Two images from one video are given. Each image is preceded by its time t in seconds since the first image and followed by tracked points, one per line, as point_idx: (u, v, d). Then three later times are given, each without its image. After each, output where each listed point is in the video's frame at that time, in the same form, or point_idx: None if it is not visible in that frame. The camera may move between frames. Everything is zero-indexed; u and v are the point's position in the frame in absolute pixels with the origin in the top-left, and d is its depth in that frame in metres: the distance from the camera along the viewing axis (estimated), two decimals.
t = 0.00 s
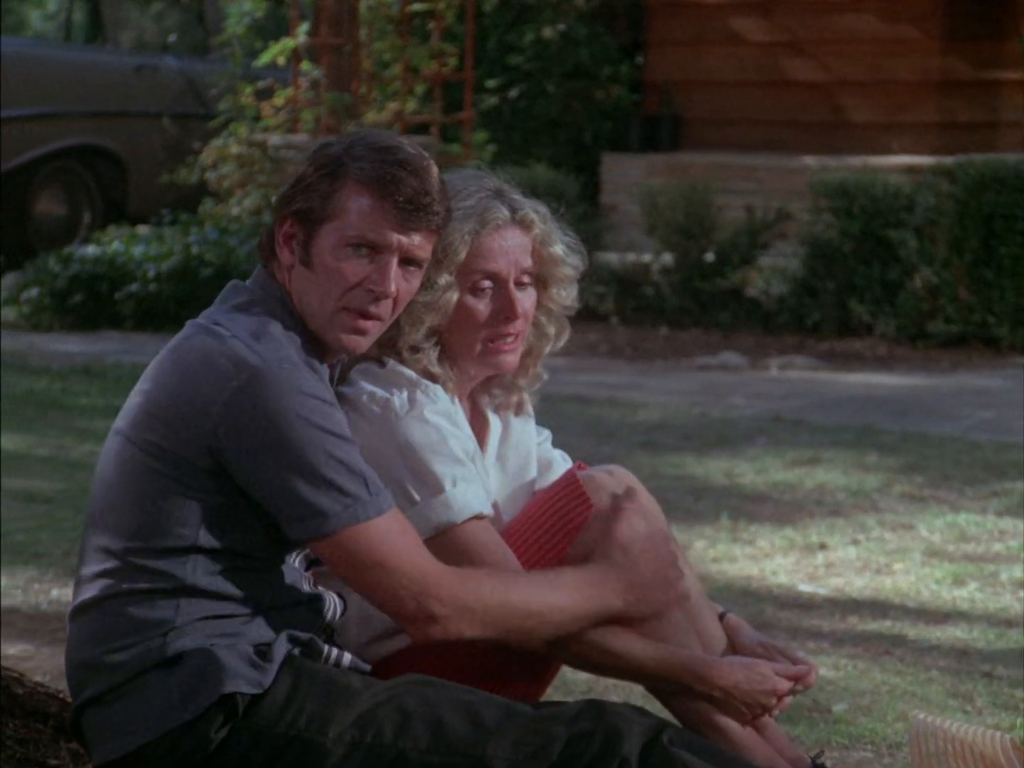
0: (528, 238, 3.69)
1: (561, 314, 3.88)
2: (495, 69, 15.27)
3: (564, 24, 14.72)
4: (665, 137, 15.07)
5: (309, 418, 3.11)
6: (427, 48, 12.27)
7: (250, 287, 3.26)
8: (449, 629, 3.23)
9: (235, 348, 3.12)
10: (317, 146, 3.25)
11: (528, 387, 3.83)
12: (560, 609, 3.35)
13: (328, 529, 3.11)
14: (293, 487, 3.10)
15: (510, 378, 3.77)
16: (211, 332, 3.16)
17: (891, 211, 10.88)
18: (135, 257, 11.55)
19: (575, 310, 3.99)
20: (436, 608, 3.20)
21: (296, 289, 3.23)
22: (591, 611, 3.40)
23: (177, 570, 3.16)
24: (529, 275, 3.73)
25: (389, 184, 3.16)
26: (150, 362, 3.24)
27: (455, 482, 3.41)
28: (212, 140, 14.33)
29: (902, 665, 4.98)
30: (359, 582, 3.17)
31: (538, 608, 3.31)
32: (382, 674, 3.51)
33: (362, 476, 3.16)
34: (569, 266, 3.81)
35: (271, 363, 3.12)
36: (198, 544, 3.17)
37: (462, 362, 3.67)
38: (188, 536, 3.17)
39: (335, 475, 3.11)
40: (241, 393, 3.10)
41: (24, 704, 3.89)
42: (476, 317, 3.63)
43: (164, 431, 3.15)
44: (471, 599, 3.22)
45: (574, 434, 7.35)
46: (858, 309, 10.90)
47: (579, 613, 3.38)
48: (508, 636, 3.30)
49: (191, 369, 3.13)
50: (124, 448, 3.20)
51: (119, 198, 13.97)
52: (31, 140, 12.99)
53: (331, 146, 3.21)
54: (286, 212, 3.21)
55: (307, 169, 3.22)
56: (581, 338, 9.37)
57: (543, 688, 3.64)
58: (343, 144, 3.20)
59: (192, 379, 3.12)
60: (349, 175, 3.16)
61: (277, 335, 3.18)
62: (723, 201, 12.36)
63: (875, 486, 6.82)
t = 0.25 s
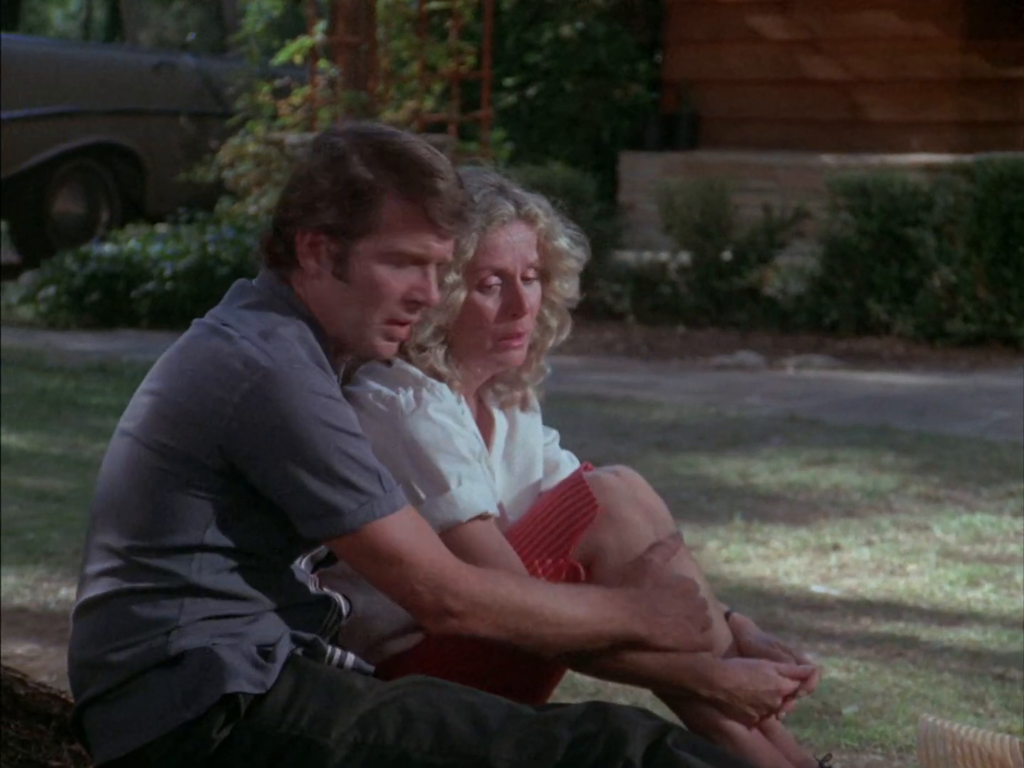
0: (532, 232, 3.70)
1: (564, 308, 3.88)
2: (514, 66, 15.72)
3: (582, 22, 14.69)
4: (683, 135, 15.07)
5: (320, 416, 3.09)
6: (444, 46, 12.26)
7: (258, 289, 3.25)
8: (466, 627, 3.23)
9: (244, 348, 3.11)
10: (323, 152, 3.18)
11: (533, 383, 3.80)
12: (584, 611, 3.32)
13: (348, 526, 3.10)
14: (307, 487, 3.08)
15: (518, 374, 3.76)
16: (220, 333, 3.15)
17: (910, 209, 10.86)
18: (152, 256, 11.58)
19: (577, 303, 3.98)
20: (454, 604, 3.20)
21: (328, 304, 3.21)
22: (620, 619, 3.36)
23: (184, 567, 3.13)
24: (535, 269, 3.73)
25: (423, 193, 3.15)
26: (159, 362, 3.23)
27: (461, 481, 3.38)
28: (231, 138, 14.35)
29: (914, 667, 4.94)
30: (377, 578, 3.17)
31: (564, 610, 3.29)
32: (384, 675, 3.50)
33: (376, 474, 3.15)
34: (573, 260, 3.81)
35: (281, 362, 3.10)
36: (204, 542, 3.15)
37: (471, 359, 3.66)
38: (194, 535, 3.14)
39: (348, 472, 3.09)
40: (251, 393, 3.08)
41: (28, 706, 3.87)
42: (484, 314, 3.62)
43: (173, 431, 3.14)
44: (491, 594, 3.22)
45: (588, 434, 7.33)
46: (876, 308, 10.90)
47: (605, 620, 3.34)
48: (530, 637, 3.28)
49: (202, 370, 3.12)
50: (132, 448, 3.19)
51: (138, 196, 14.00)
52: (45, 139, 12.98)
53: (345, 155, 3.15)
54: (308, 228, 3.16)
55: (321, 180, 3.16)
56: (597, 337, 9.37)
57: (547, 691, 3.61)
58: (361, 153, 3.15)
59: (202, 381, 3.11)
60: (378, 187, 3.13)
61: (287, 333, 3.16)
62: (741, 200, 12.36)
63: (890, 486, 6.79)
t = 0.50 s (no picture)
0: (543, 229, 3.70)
1: (559, 307, 3.84)
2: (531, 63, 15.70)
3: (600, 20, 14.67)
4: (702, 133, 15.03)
5: (310, 422, 3.07)
6: (462, 44, 12.23)
7: (251, 289, 3.23)
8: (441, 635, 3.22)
9: (235, 351, 3.10)
10: (353, 186, 3.11)
11: (533, 382, 3.78)
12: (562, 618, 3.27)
13: (331, 536, 3.07)
14: (299, 494, 3.06)
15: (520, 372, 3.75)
16: (213, 336, 3.14)
17: (928, 208, 10.79)
18: (168, 254, 11.59)
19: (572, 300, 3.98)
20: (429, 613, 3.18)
21: (358, 317, 3.23)
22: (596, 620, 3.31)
23: (179, 570, 3.14)
24: (546, 268, 3.73)
25: (450, 203, 3.20)
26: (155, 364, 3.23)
27: (461, 484, 3.38)
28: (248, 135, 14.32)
29: (927, 669, 4.90)
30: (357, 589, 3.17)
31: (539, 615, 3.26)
32: (387, 677, 3.48)
33: (364, 479, 3.12)
34: (580, 259, 3.82)
35: (271, 366, 3.08)
36: (198, 546, 3.15)
37: (481, 360, 3.64)
38: (188, 539, 3.14)
39: (338, 479, 3.07)
40: (241, 397, 3.07)
41: (30, 707, 3.84)
42: (502, 314, 3.61)
43: (165, 434, 3.13)
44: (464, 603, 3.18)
45: (603, 433, 7.31)
46: (894, 308, 10.81)
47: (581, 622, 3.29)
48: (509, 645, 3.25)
49: (194, 373, 3.11)
50: (127, 450, 3.19)
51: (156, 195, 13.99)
52: (64, 137, 13.05)
53: (382, 188, 3.10)
54: (352, 265, 3.12)
55: (357, 214, 3.11)
56: (613, 338, 9.32)
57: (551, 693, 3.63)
58: (397, 184, 3.11)
59: (195, 382, 3.10)
60: (422, 217, 3.13)
61: (280, 336, 3.14)
62: (759, 199, 12.30)
63: (906, 486, 6.75)
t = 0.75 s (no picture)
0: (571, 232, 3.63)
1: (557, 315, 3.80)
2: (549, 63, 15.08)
3: (618, 18, 14.63)
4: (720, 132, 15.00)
5: (314, 433, 3.03)
6: (479, 43, 12.21)
7: (258, 294, 3.21)
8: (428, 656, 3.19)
9: (240, 356, 3.07)
10: (372, 203, 3.07)
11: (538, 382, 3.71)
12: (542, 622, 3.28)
13: (326, 551, 3.04)
14: (299, 507, 3.03)
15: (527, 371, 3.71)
16: (220, 340, 3.12)
17: (946, 207, 10.74)
18: (183, 253, 11.59)
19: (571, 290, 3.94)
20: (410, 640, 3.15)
21: (370, 327, 3.22)
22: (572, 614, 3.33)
23: (180, 575, 3.13)
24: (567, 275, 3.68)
25: (467, 217, 3.18)
26: (163, 364, 3.21)
27: (465, 488, 3.36)
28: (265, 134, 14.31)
29: (938, 671, 4.87)
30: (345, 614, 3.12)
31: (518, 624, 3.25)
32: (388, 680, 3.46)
33: (363, 495, 3.09)
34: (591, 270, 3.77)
35: (277, 374, 3.05)
36: (199, 551, 3.14)
37: (499, 363, 3.60)
38: (189, 544, 3.13)
39: (338, 494, 3.04)
40: (245, 405, 3.04)
41: (32, 708, 3.81)
42: (530, 320, 3.55)
43: (168, 437, 3.11)
44: (446, 623, 3.17)
45: (616, 433, 7.28)
46: (911, 308, 10.76)
47: (557, 620, 3.30)
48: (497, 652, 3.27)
49: (199, 377, 3.09)
50: (131, 449, 3.17)
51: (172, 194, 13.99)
52: (80, 136, 13.03)
53: (402, 206, 3.07)
54: (368, 282, 3.10)
55: (374, 231, 3.08)
56: (629, 337, 9.30)
57: (557, 695, 3.64)
58: (417, 202, 3.08)
59: (200, 385, 3.08)
60: (440, 234, 3.11)
61: (287, 344, 3.11)
62: (775, 198, 12.26)
63: (920, 488, 6.71)
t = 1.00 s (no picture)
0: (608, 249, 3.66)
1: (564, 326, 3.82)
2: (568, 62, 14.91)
3: (639, 16, 14.60)
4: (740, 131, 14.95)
5: (326, 437, 3.02)
6: (498, 41, 12.18)
7: (272, 295, 3.20)
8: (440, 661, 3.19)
9: (253, 357, 3.06)
10: (387, 201, 3.06)
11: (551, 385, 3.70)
12: (549, 632, 3.26)
13: (335, 554, 3.03)
14: (311, 509, 3.02)
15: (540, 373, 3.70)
16: (233, 340, 3.11)
17: (966, 206, 10.70)
18: (201, 252, 11.59)
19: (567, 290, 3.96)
20: (423, 646, 3.14)
21: (383, 331, 3.19)
22: (583, 622, 3.30)
23: (188, 576, 3.11)
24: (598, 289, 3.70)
25: (487, 228, 3.15)
26: (175, 363, 3.20)
27: (472, 494, 3.34)
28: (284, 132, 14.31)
29: (951, 673, 4.83)
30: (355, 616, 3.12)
31: (527, 631, 3.23)
32: (395, 683, 3.44)
33: (374, 500, 3.07)
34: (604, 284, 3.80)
35: (290, 375, 3.04)
36: (208, 552, 3.12)
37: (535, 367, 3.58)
38: (199, 544, 3.12)
39: (350, 499, 3.03)
40: (258, 405, 3.03)
41: (35, 709, 3.79)
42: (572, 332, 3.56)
43: (179, 437, 3.10)
44: (455, 625, 3.16)
45: (632, 433, 7.26)
46: (930, 307, 10.71)
47: (566, 630, 3.28)
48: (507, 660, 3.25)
49: (213, 376, 3.08)
50: (142, 448, 3.16)
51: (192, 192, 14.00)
52: (97, 136, 13.03)
53: (417, 207, 3.05)
54: (380, 282, 3.08)
55: (388, 230, 3.06)
56: (646, 337, 9.27)
57: (564, 698, 3.63)
58: (432, 205, 3.06)
59: (212, 385, 3.07)
60: (454, 241, 3.08)
61: (300, 346, 3.10)
62: (795, 197, 12.22)
63: (937, 488, 6.67)
